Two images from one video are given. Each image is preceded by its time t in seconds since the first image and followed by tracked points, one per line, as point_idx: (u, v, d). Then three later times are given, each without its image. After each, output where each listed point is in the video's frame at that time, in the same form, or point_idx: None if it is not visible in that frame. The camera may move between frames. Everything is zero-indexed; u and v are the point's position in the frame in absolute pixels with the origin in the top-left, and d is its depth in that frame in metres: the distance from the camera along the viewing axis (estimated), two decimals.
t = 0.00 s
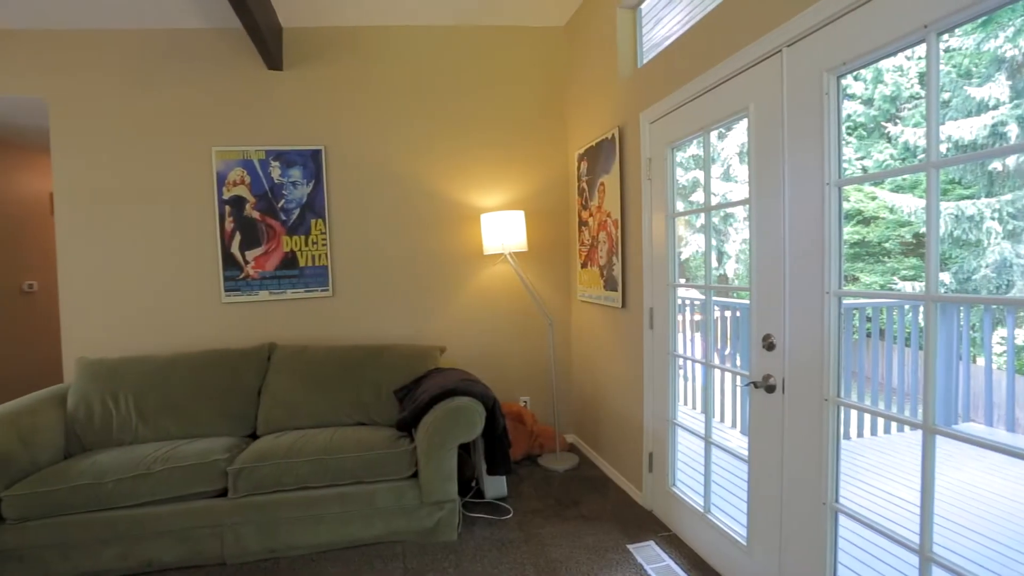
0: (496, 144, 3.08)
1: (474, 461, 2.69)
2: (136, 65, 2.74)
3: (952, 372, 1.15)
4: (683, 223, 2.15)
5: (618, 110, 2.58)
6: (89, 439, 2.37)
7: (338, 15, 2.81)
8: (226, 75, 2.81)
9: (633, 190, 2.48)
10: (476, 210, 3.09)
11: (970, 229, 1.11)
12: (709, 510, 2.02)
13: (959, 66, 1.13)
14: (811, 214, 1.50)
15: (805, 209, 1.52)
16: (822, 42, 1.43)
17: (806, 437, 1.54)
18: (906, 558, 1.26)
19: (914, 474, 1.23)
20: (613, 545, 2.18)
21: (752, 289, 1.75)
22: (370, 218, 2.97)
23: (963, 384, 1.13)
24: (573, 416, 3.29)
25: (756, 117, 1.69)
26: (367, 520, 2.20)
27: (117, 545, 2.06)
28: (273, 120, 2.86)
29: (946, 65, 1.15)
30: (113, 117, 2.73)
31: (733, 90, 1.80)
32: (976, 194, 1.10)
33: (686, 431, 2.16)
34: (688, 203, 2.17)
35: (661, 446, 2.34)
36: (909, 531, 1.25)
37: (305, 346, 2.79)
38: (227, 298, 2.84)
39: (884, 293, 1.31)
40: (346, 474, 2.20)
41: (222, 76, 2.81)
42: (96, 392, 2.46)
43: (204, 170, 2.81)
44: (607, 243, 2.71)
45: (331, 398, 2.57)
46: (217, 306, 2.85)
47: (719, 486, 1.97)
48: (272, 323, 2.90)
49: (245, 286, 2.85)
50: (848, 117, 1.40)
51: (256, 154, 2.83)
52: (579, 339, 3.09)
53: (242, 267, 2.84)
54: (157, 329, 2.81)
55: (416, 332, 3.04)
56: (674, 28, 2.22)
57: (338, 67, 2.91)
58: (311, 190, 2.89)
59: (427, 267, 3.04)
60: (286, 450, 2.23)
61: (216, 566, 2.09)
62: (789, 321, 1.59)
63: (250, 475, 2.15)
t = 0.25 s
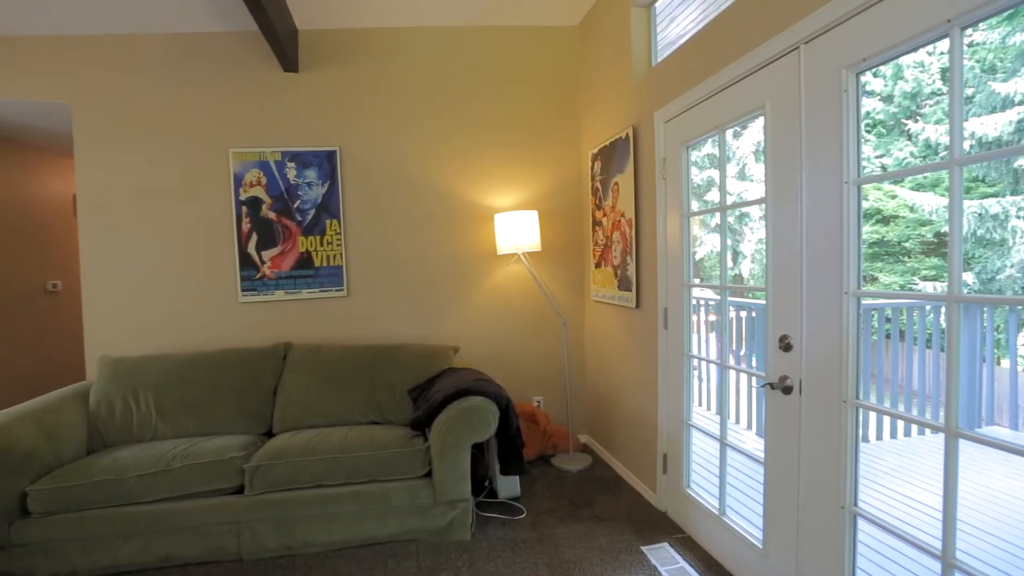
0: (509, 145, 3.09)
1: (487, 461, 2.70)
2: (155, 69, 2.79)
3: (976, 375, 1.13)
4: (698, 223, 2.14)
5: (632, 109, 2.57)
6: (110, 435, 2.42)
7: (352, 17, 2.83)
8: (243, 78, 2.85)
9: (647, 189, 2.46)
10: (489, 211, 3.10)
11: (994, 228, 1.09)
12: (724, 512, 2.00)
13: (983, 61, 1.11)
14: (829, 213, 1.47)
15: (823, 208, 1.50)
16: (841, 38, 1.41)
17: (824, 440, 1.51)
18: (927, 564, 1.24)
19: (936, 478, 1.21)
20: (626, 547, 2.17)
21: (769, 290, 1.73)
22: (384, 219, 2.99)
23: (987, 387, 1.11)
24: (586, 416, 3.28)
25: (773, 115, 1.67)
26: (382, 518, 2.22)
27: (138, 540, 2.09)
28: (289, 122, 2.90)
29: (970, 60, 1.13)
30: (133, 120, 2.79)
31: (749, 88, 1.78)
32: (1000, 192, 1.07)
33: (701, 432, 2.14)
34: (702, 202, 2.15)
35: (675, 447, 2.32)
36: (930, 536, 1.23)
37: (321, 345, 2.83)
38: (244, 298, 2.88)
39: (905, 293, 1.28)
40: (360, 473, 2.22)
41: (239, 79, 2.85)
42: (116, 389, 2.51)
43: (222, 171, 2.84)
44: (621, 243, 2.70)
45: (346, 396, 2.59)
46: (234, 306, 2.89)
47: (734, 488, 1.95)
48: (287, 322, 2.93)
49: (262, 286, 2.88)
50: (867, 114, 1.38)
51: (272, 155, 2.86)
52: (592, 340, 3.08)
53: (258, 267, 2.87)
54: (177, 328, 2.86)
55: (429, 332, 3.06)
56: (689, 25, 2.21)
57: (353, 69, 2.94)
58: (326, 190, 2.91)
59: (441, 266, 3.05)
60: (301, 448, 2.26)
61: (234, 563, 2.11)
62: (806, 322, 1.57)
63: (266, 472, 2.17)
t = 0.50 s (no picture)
0: (524, 146, 3.08)
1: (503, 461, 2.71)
2: (177, 73, 2.84)
3: (1004, 378, 1.10)
4: (715, 222, 2.11)
5: (649, 108, 2.55)
6: (134, 432, 2.47)
7: (369, 19, 2.85)
8: (262, 80, 2.89)
9: (664, 188, 2.44)
10: (504, 211, 3.10)
11: None
12: (742, 515, 1.98)
13: (1012, 55, 1.08)
14: (851, 212, 1.45)
15: (844, 207, 1.47)
16: (863, 33, 1.38)
17: (846, 443, 1.48)
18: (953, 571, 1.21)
19: (963, 483, 1.18)
20: (642, 549, 2.15)
21: (788, 290, 1.70)
22: (400, 219, 3.01)
23: (1016, 391, 1.08)
24: (601, 417, 3.27)
25: (793, 114, 1.64)
26: (398, 516, 2.24)
27: (160, 535, 2.13)
28: (307, 123, 2.93)
29: (998, 54, 1.10)
30: (156, 123, 2.84)
31: (768, 86, 1.75)
32: None
33: (718, 434, 2.11)
34: (720, 202, 2.12)
35: (692, 448, 2.30)
36: (956, 543, 1.20)
37: (338, 344, 2.86)
38: (262, 297, 2.92)
39: (929, 294, 1.26)
40: (377, 472, 2.23)
41: (258, 82, 2.89)
42: (139, 387, 2.56)
43: (242, 173, 2.89)
44: (638, 243, 2.68)
45: (363, 395, 2.62)
46: (253, 305, 2.93)
47: (752, 491, 1.92)
48: (305, 322, 2.97)
49: (280, 286, 2.92)
50: (890, 111, 1.35)
51: (290, 157, 2.90)
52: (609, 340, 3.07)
53: (276, 267, 2.91)
54: (198, 327, 2.91)
55: (444, 330, 3.07)
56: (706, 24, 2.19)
57: (369, 71, 2.96)
58: (343, 191, 2.94)
59: (457, 267, 3.07)
60: (319, 446, 2.28)
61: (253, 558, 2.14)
62: (827, 323, 1.54)
63: (284, 470, 2.21)
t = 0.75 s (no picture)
0: (540, 146, 3.08)
1: (519, 460, 2.71)
2: (198, 77, 2.89)
3: None
4: (734, 221, 2.09)
5: (665, 107, 2.53)
6: (157, 428, 2.52)
7: (385, 21, 2.87)
8: (280, 83, 2.93)
9: (681, 187, 2.42)
10: (520, 211, 3.10)
11: None
12: (761, 518, 1.95)
13: None
14: (874, 210, 1.42)
15: (867, 205, 1.44)
16: (886, 28, 1.35)
17: (868, 446, 1.46)
18: None
19: (991, 489, 1.15)
20: (659, 550, 2.13)
21: (809, 290, 1.67)
22: (416, 219, 3.03)
23: None
24: (618, 417, 3.25)
25: (813, 111, 1.61)
26: (415, 515, 2.25)
27: (182, 530, 2.17)
28: (325, 125, 2.96)
29: None
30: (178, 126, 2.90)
31: (788, 82, 1.72)
32: None
33: (737, 436, 2.09)
34: (739, 201, 2.10)
35: (710, 450, 2.27)
36: (984, 550, 1.17)
37: (355, 344, 2.89)
38: (281, 297, 2.96)
39: (955, 294, 1.23)
40: (394, 470, 2.25)
41: (277, 85, 2.93)
42: (162, 384, 2.61)
43: (262, 174, 2.93)
44: (654, 242, 2.66)
45: (380, 394, 2.64)
46: (272, 305, 2.97)
47: (771, 494, 1.89)
48: (323, 321, 3.00)
49: (298, 286, 2.95)
50: (914, 107, 1.32)
51: (308, 158, 2.93)
52: (627, 340, 3.05)
53: (295, 267, 2.95)
54: (218, 327, 2.96)
55: (460, 330, 3.09)
56: (724, 21, 2.17)
57: (385, 72, 2.98)
58: (360, 191, 2.97)
59: (473, 266, 3.08)
60: (337, 444, 2.31)
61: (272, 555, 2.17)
62: (848, 323, 1.51)
63: (303, 467, 2.23)
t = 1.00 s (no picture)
0: (555, 145, 3.08)
1: (534, 460, 2.71)
2: (218, 80, 2.94)
3: None
4: (752, 221, 2.06)
5: (682, 105, 2.51)
6: (178, 425, 2.57)
7: (401, 23, 2.89)
8: (298, 85, 2.96)
9: (698, 187, 2.40)
10: (535, 210, 3.10)
11: None
12: (779, 522, 1.92)
13: None
14: (897, 209, 1.39)
15: (890, 204, 1.41)
16: (911, 22, 1.32)
17: (891, 450, 1.43)
18: None
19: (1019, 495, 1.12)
20: (675, 552, 2.12)
21: (829, 290, 1.64)
22: (432, 220, 3.04)
23: None
24: (633, 418, 3.23)
25: (834, 108, 1.59)
26: (430, 514, 2.26)
27: (203, 525, 2.21)
28: (341, 126, 2.99)
29: None
30: (199, 129, 2.95)
31: (808, 80, 1.70)
32: None
33: (754, 438, 2.06)
34: (757, 200, 2.07)
35: (727, 452, 2.25)
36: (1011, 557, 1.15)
37: (372, 343, 2.91)
38: (299, 296, 2.99)
39: (981, 295, 1.20)
40: (410, 469, 2.26)
41: (295, 87, 2.97)
42: (183, 382, 2.66)
43: (280, 176, 2.97)
44: (671, 242, 2.64)
45: (396, 393, 2.66)
46: (290, 304, 3.01)
47: (790, 498, 1.87)
48: (339, 321, 3.03)
49: (316, 286, 2.99)
50: (939, 102, 1.29)
51: (326, 159, 2.96)
52: (643, 340, 3.03)
53: (312, 267, 2.98)
54: (238, 326, 3.01)
55: (475, 330, 3.09)
56: (743, 18, 2.15)
57: (401, 73, 3.00)
58: (376, 192, 2.99)
59: (488, 266, 3.08)
60: (353, 442, 2.33)
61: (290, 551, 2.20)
62: (870, 324, 1.49)
63: (320, 465, 2.25)
